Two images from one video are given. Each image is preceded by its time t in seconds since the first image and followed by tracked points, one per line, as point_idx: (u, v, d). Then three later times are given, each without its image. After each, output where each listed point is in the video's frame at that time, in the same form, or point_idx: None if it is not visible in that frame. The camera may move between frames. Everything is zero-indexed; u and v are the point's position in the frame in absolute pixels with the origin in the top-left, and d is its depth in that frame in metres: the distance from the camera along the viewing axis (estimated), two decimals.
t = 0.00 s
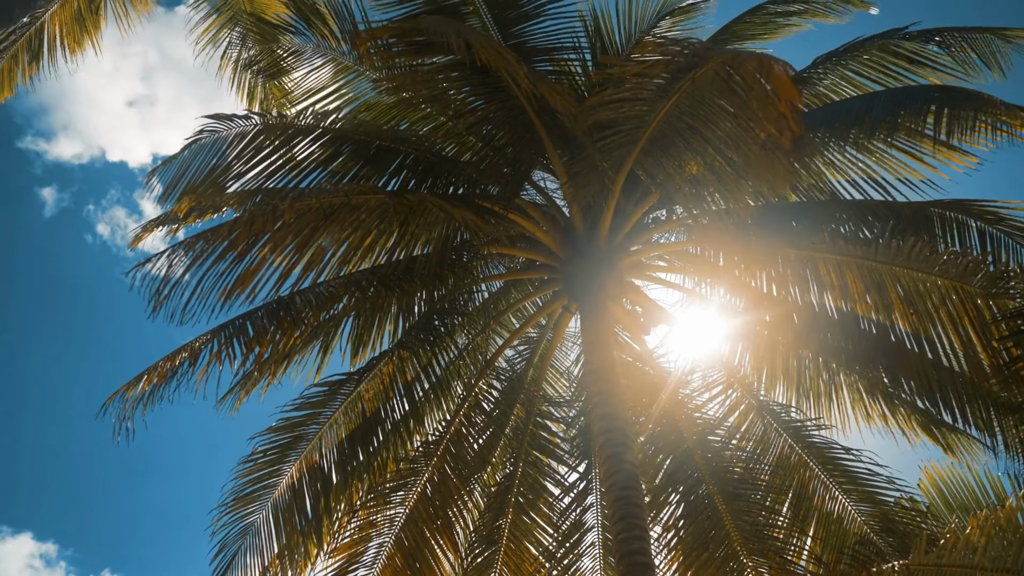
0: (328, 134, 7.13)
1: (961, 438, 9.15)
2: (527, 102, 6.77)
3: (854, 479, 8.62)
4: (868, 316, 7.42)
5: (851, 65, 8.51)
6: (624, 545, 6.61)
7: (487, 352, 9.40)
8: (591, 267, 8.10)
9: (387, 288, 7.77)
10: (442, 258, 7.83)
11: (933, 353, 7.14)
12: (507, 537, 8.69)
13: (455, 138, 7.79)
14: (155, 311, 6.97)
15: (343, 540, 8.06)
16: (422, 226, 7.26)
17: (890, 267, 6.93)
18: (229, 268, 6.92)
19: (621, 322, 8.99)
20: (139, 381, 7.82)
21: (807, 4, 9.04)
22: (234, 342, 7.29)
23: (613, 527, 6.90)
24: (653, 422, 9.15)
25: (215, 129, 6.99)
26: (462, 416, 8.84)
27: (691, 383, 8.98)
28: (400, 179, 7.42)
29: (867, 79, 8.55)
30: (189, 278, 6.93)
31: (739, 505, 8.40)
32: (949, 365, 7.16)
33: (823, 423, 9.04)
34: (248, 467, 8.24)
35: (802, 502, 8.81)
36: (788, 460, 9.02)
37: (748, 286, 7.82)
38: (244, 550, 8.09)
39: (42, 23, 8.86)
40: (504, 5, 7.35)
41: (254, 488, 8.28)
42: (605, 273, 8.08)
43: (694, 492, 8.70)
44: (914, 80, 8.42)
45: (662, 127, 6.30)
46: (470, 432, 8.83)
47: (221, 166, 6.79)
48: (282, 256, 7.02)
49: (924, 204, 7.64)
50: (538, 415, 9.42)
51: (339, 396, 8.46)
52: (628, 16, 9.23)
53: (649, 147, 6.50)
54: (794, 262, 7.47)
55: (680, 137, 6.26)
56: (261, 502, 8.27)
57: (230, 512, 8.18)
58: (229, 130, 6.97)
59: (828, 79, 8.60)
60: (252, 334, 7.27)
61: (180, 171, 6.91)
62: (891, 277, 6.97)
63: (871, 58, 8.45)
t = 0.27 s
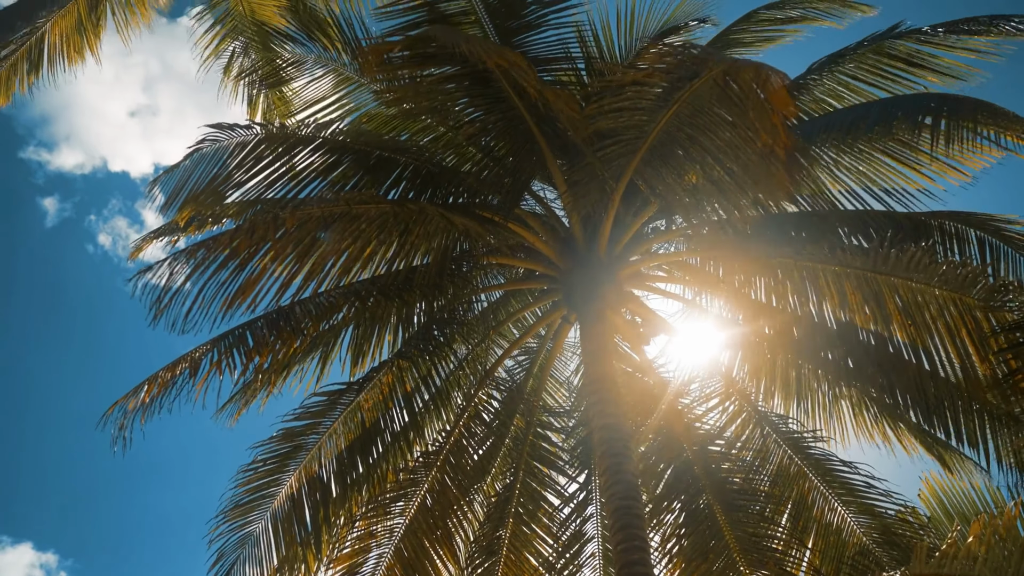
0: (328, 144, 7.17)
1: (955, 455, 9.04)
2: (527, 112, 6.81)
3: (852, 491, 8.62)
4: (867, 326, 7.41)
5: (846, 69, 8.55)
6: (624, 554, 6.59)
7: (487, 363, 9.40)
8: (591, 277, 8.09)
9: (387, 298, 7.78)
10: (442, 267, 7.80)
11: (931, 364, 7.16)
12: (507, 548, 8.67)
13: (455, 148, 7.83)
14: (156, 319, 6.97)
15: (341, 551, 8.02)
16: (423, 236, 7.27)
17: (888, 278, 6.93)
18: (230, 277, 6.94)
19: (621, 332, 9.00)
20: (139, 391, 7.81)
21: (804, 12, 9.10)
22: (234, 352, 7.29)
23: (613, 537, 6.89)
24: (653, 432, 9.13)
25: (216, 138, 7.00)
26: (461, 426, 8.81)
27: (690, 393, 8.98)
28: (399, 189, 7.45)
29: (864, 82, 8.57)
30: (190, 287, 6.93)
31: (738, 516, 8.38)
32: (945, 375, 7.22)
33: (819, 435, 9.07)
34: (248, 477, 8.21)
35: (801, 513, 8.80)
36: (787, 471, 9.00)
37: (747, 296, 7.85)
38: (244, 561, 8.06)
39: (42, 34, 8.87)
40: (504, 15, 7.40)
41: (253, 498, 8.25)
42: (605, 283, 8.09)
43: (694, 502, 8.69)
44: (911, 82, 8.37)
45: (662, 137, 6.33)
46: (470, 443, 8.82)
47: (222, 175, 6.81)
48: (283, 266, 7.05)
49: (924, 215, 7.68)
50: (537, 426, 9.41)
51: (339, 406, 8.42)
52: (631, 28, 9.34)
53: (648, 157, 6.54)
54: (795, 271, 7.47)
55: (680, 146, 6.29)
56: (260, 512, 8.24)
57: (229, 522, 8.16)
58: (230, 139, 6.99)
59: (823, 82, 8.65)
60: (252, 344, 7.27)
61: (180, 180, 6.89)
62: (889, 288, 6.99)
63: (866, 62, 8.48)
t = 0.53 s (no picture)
0: (328, 151, 7.20)
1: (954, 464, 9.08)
2: (527, 121, 6.83)
3: (852, 499, 8.62)
4: (867, 334, 7.43)
5: (844, 74, 8.58)
6: (624, 563, 6.59)
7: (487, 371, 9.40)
8: (591, 285, 8.10)
9: (387, 306, 7.79)
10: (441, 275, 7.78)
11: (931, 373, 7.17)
12: (508, 555, 8.63)
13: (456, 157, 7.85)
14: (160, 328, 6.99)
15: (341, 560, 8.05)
16: (423, 244, 7.30)
17: (889, 285, 6.97)
18: (232, 286, 6.95)
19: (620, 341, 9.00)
20: (139, 401, 7.82)
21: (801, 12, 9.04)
22: (234, 361, 7.29)
23: (613, 546, 6.88)
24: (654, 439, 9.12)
25: (217, 146, 7.00)
26: (462, 435, 8.79)
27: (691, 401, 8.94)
28: (400, 197, 7.46)
29: (861, 87, 8.57)
30: (192, 295, 6.94)
31: (739, 524, 8.37)
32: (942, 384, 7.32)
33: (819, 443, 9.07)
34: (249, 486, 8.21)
35: (802, 521, 8.80)
36: (787, 479, 8.99)
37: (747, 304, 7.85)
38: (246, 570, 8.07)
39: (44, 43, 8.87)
40: (504, 23, 7.43)
41: (253, 507, 8.24)
42: (605, 291, 8.10)
43: (694, 511, 8.68)
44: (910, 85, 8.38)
45: (662, 145, 6.35)
46: (470, 451, 8.80)
47: (223, 183, 6.82)
48: (284, 273, 7.02)
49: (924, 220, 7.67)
50: (537, 434, 9.41)
51: (338, 414, 8.45)
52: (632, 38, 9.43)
53: (648, 165, 6.56)
54: (794, 279, 7.48)
55: (680, 153, 6.31)
56: (260, 521, 8.24)
57: (230, 531, 8.14)
58: (231, 146, 6.98)
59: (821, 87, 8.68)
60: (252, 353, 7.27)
61: (181, 189, 6.90)
62: (890, 296, 7.02)
63: (863, 66, 8.49)
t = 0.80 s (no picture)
0: (329, 161, 7.23)
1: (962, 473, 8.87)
2: (527, 130, 6.83)
3: (855, 507, 8.58)
4: (869, 343, 7.41)
5: (844, 82, 8.59)
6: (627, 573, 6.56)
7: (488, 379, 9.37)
8: (592, 294, 8.09)
9: (388, 316, 7.79)
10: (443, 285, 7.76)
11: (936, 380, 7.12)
12: (509, 566, 8.62)
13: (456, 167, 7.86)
14: (163, 340, 6.99)
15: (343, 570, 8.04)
16: (424, 254, 7.32)
17: (890, 293, 6.98)
18: (234, 298, 6.95)
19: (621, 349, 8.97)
20: (139, 413, 7.82)
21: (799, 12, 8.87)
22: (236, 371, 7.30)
23: (615, 555, 6.86)
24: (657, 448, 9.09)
25: (216, 154, 7.00)
26: (463, 444, 8.78)
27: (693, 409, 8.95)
28: (401, 204, 7.48)
29: (862, 96, 8.60)
30: (195, 306, 6.94)
31: (741, 533, 8.33)
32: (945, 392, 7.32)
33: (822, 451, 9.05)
34: (250, 497, 8.17)
35: (805, 529, 8.78)
36: (789, 487, 8.96)
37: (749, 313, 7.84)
38: None
39: (47, 53, 8.90)
40: (503, 32, 7.43)
41: (255, 518, 8.22)
42: (607, 300, 8.10)
43: (697, 520, 8.64)
44: (910, 94, 8.38)
45: (663, 153, 6.34)
46: (471, 459, 8.78)
47: (224, 193, 6.82)
48: (286, 284, 7.01)
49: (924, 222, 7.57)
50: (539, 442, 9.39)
51: (340, 424, 8.43)
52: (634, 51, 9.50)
53: (650, 173, 6.55)
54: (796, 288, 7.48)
55: (682, 161, 6.31)
56: (263, 533, 8.22)
57: (233, 542, 8.13)
58: (231, 156, 7.00)
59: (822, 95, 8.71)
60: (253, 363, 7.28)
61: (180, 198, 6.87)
62: (891, 304, 7.01)
63: (864, 75, 8.52)
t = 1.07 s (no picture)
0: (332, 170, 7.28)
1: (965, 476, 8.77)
2: (528, 138, 6.85)
3: (858, 514, 8.54)
4: (870, 350, 7.44)
5: (845, 89, 8.66)
6: None
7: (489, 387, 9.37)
8: (593, 301, 8.10)
9: (389, 323, 7.80)
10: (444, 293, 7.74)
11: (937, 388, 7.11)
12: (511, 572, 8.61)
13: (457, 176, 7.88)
14: (163, 350, 7.00)
15: None
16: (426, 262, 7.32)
17: (893, 301, 6.99)
18: (235, 308, 6.98)
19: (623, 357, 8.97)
20: (140, 423, 7.83)
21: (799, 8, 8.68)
22: (237, 381, 7.31)
23: (617, 563, 6.84)
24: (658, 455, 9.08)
25: (217, 163, 6.99)
26: (465, 452, 8.77)
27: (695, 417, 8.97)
28: (402, 212, 7.54)
29: (863, 102, 8.62)
30: (196, 316, 6.95)
31: (744, 541, 8.30)
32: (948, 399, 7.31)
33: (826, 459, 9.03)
34: (253, 506, 8.22)
35: (808, 537, 8.75)
36: (791, 495, 8.94)
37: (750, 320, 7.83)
38: None
39: (52, 63, 8.93)
40: (502, 40, 7.46)
41: (258, 528, 8.26)
42: (608, 308, 8.10)
43: (699, 528, 8.61)
44: (910, 101, 8.38)
45: (663, 161, 6.35)
46: (473, 467, 8.77)
47: (226, 203, 6.82)
48: (289, 294, 7.05)
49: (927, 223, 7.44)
50: (540, 450, 9.39)
51: (342, 433, 8.49)
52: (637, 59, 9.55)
53: (650, 181, 6.56)
54: (797, 296, 7.47)
55: (682, 168, 6.32)
56: (266, 542, 8.25)
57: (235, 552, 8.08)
58: (232, 165, 6.98)
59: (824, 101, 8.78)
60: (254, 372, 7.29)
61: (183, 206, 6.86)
62: (894, 312, 7.03)
63: (864, 81, 8.56)
